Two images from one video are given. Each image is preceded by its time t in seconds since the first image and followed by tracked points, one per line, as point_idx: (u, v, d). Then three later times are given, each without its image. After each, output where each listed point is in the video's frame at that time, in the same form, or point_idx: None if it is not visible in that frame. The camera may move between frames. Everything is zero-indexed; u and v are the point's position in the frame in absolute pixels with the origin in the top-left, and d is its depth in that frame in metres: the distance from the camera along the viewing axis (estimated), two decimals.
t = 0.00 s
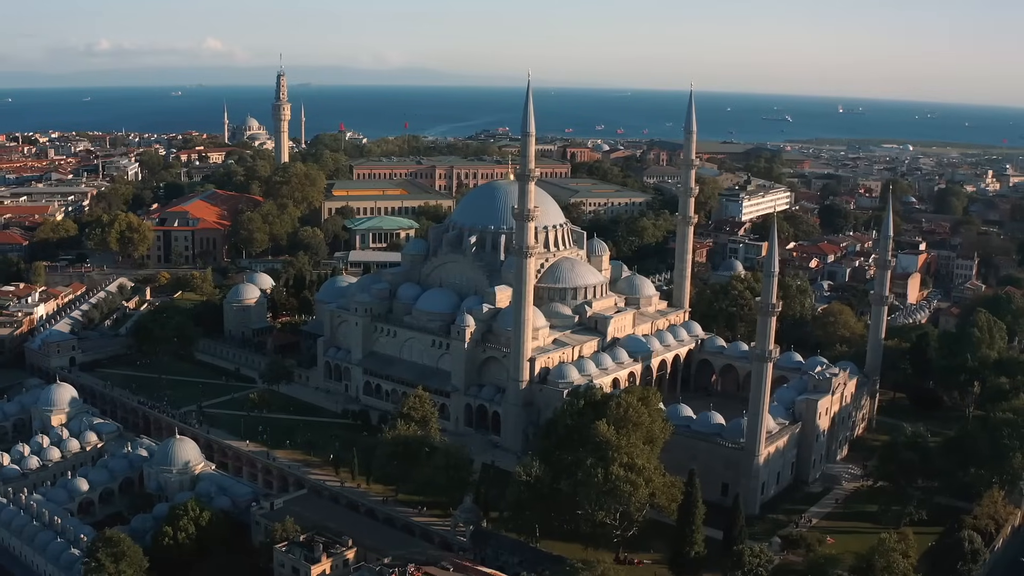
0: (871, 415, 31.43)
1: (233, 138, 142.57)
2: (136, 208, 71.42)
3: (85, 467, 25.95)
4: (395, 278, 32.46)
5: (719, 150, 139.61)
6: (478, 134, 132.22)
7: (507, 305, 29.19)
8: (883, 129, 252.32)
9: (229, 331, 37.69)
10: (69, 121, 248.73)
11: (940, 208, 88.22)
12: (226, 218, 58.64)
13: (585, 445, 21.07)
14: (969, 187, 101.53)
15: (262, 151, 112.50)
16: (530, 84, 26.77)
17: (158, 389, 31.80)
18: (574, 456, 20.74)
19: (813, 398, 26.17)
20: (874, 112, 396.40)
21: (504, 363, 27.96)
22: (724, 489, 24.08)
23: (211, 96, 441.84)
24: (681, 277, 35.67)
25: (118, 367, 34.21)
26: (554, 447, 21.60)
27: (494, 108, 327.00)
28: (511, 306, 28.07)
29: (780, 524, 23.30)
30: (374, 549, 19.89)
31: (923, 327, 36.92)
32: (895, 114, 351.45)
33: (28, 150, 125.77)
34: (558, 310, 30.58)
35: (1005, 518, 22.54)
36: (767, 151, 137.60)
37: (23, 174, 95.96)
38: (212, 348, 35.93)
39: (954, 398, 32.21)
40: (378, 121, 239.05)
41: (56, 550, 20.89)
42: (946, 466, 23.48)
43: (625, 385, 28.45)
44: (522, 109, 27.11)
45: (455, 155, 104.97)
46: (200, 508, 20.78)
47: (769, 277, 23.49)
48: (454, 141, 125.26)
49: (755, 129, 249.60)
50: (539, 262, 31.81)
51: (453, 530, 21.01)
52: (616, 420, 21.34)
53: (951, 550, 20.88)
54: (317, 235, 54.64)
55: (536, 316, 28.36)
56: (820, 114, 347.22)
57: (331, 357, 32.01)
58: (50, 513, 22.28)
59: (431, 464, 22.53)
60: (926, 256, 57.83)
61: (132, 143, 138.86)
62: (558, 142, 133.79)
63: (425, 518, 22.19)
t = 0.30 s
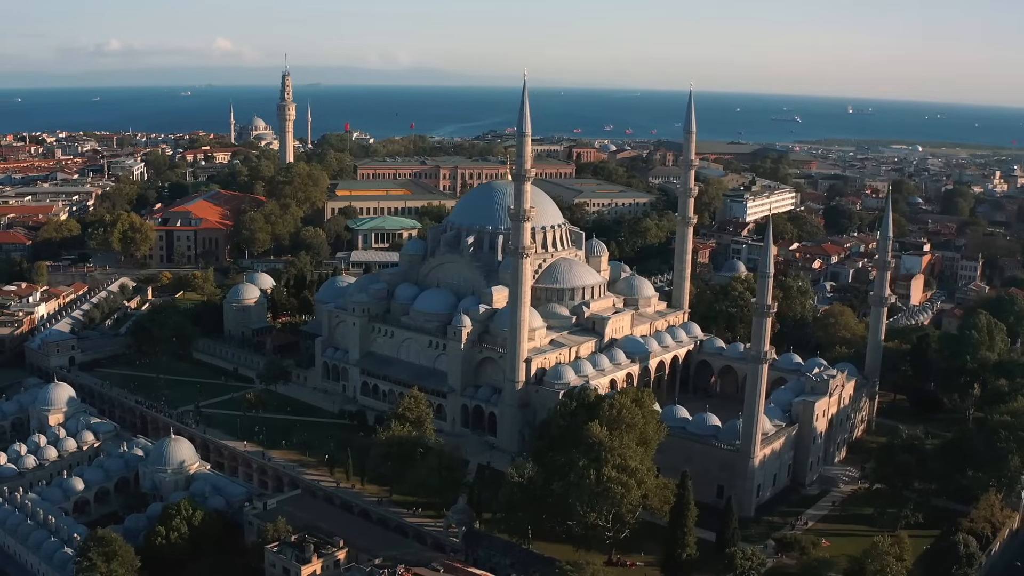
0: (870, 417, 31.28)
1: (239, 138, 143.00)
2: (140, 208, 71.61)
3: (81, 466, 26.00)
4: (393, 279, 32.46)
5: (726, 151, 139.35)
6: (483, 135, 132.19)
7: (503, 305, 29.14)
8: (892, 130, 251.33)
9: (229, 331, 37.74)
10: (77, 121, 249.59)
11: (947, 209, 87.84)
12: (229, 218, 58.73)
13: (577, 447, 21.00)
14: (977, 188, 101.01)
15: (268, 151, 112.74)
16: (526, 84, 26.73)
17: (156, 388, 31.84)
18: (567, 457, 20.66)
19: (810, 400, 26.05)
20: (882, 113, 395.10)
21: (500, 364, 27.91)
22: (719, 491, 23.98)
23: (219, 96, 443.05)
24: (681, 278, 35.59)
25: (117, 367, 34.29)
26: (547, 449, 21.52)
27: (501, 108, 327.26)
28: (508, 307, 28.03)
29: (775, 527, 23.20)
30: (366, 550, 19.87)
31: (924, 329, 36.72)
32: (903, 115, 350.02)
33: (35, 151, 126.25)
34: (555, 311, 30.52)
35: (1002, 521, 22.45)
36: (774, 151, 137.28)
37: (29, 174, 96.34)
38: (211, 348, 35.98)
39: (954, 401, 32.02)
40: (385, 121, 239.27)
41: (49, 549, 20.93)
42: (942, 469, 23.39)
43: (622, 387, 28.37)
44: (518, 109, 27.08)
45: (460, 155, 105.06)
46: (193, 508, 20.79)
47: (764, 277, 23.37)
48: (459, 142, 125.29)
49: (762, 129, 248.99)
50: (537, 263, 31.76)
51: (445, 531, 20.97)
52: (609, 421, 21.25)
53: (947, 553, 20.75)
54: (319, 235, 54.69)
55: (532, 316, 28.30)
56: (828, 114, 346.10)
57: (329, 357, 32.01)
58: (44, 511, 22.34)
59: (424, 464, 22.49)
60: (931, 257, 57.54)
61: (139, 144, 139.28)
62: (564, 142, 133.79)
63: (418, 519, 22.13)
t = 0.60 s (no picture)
0: (869, 419, 31.16)
1: (245, 138, 143.22)
2: (144, 208, 71.78)
3: (78, 465, 26.03)
4: (391, 279, 32.45)
5: (731, 151, 139.08)
6: (488, 135, 132.14)
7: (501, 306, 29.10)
8: (899, 130, 250.41)
9: (229, 331, 37.77)
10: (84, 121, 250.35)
11: (952, 210, 87.45)
12: (231, 218, 58.81)
13: (571, 447, 20.94)
14: (984, 189, 100.52)
15: (273, 151, 112.89)
16: (522, 84, 26.71)
17: (154, 388, 31.88)
18: (560, 458, 20.56)
19: (807, 401, 25.94)
20: (891, 114, 393.12)
21: (498, 364, 27.85)
22: (715, 493, 23.90)
23: (227, 96, 444.13)
24: (680, 279, 35.49)
25: (117, 367, 34.34)
26: (540, 450, 21.43)
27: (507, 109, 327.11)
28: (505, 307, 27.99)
29: (771, 530, 23.10)
30: (358, 551, 19.85)
31: (925, 330, 36.54)
32: (911, 115, 348.45)
33: (41, 151, 126.58)
34: (553, 311, 30.47)
35: (998, 524, 22.46)
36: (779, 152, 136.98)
37: (35, 174, 96.71)
38: (210, 348, 36.01)
39: (954, 402, 31.89)
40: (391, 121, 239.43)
41: (44, 548, 20.97)
42: (939, 471, 23.24)
43: (619, 388, 28.31)
44: (514, 109, 27.04)
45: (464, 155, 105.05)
46: (187, 508, 20.80)
47: (760, 278, 23.27)
48: (464, 142, 125.25)
49: (769, 129, 248.24)
50: (535, 263, 31.71)
51: (439, 532, 20.91)
52: (602, 422, 21.15)
53: (942, 556, 20.63)
54: (320, 235, 54.75)
55: (530, 317, 28.29)
56: (835, 115, 344.93)
57: (327, 358, 32.01)
58: (40, 511, 22.39)
59: (418, 465, 22.45)
60: (935, 258, 57.27)
61: (145, 144, 139.53)
62: (569, 142, 133.67)
63: (412, 520, 22.10)
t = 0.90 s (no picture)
0: (868, 421, 31.02)
1: (251, 138, 143.48)
2: (148, 208, 71.96)
3: (74, 465, 26.08)
4: (389, 279, 32.46)
5: (738, 152, 138.75)
6: (494, 135, 132.11)
7: (497, 306, 29.07)
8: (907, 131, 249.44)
9: (228, 331, 37.81)
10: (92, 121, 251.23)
11: (959, 211, 87.00)
12: (234, 218, 58.94)
13: (564, 449, 20.88)
14: (991, 190, 99.93)
15: (278, 151, 113.06)
16: (518, 83, 26.68)
17: (152, 388, 31.94)
18: (552, 459, 20.50)
19: (803, 403, 25.83)
20: (899, 113, 391.86)
21: (493, 365, 27.79)
22: (710, 495, 23.79)
23: (235, 96, 444.65)
24: (678, 279, 35.40)
25: (116, 366, 34.42)
26: (534, 450, 21.39)
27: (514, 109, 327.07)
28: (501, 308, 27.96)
29: (766, 532, 23.00)
30: (349, 551, 19.82)
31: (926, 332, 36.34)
32: (919, 115, 347.16)
33: (48, 150, 126.95)
34: (550, 312, 30.41)
35: (994, 528, 22.46)
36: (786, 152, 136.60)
37: (40, 174, 97.05)
38: (210, 347, 36.07)
39: (954, 404, 31.69)
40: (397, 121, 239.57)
41: (37, 547, 21.01)
42: (935, 474, 23.14)
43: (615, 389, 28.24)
44: (510, 110, 27.01)
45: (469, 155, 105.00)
46: (180, 507, 20.80)
47: (755, 279, 23.15)
48: (469, 142, 125.21)
49: (776, 129, 247.55)
50: (532, 264, 31.67)
51: (431, 532, 20.88)
52: (595, 423, 21.05)
53: (936, 560, 20.50)
54: (322, 235, 54.81)
55: (526, 317, 28.25)
56: (844, 115, 343.65)
57: (324, 358, 32.02)
58: (34, 510, 22.46)
59: (411, 465, 22.42)
60: (938, 260, 56.98)
61: (151, 144, 139.81)
62: (575, 143, 133.51)
63: (405, 520, 22.06)
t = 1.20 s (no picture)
0: (867, 422, 30.91)
1: (257, 138, 143.77)
2: (151, 208, 72.11)
3: (71, 464, 26.12)
4: (386, 279, 32.44)
5: (744, 153, 138.48)
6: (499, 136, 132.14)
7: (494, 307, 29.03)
8: (914, 131, 248.54)
9: (228, 331, 37.84)
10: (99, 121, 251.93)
11: (965, 212, 86.63)
12: (236, 218, 59.03)
13: (557, 449, 20.83)
14: (997, 191, 99.46)
15: (283, 151, 113.30)
16: (515, 83, 26.65)
17: (151, 387, 31.98)
18: (545, 460, 20.46)
19: (800, 404, 25.73)
20: (906, 114, 390.43)
21: (490, 365, 27.73)
22: (705, 496, 23.72)
23: (242, 96, 445.96)
24: (677, 280, 35.31)
25: (115, 365, 34.49)
26: (527, 451, 21.35)
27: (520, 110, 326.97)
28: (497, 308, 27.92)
29: (761, 534, 22.92)
30: (341, 552, 19.80)
31: (926, 333, 36.20)
32: (927, 116, 346.12)
33: (54, 151, 127.35)
34: (547, 313, 30.39)
35: (992, 531, 22.12)
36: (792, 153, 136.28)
37: (46, 174, 97.38)
38: (209, 347, 36.10)
39: (953, 406, 31.52)
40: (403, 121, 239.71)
41: (31, 546, 21.02)
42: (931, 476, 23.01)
43: (612, 390, 28.19)
44: (506, 110, 26.99)
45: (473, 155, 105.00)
46: (173, 507, 20.80)
47: (750, 279, 23.02)
48: (474, 142, 125.21)
49: (783, 130, 246.98)
50: (530, 264, 31.63)
51: (425, 533, 20.86)
52: (589, 424, 21.00)
53: (931, 564, 20.37)
54: (324, 235, 54.84)
55: (523, 317, 28.19)
56: (851, 116, 342.63)
57: (322, 358, 32.03)
58: (29, 509, 22.49)
59: (405, 466, 22.39)
60: (942, 261, 56.75)
61: (157, 144, 140.16)
62: (580, 143, 133.43)
63: (399, 521, 22.02)
